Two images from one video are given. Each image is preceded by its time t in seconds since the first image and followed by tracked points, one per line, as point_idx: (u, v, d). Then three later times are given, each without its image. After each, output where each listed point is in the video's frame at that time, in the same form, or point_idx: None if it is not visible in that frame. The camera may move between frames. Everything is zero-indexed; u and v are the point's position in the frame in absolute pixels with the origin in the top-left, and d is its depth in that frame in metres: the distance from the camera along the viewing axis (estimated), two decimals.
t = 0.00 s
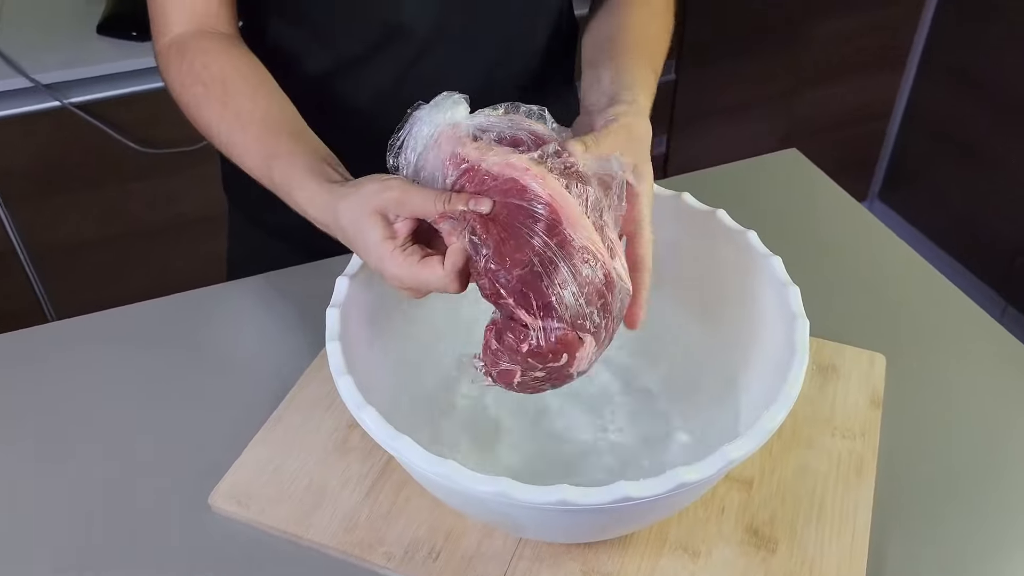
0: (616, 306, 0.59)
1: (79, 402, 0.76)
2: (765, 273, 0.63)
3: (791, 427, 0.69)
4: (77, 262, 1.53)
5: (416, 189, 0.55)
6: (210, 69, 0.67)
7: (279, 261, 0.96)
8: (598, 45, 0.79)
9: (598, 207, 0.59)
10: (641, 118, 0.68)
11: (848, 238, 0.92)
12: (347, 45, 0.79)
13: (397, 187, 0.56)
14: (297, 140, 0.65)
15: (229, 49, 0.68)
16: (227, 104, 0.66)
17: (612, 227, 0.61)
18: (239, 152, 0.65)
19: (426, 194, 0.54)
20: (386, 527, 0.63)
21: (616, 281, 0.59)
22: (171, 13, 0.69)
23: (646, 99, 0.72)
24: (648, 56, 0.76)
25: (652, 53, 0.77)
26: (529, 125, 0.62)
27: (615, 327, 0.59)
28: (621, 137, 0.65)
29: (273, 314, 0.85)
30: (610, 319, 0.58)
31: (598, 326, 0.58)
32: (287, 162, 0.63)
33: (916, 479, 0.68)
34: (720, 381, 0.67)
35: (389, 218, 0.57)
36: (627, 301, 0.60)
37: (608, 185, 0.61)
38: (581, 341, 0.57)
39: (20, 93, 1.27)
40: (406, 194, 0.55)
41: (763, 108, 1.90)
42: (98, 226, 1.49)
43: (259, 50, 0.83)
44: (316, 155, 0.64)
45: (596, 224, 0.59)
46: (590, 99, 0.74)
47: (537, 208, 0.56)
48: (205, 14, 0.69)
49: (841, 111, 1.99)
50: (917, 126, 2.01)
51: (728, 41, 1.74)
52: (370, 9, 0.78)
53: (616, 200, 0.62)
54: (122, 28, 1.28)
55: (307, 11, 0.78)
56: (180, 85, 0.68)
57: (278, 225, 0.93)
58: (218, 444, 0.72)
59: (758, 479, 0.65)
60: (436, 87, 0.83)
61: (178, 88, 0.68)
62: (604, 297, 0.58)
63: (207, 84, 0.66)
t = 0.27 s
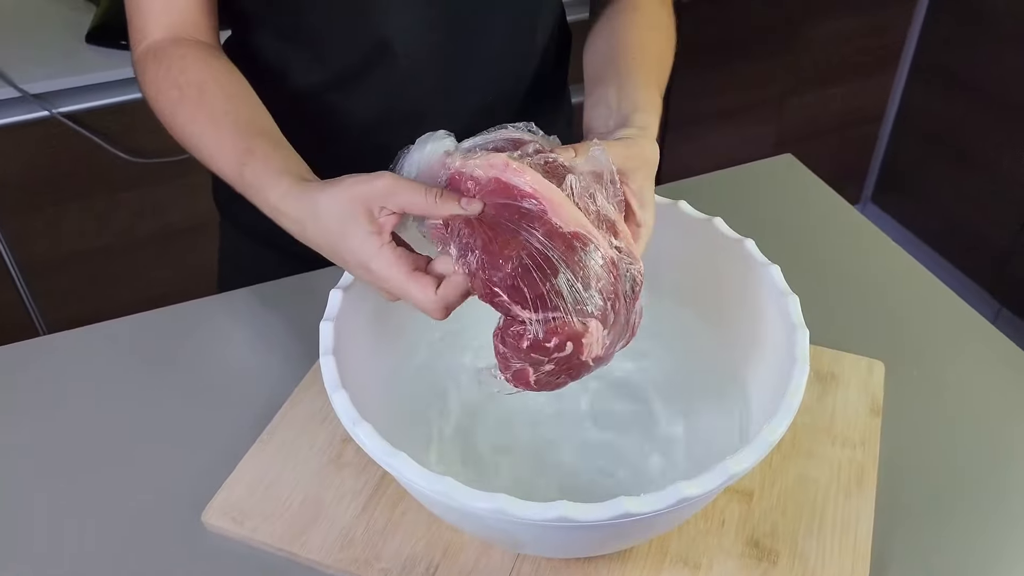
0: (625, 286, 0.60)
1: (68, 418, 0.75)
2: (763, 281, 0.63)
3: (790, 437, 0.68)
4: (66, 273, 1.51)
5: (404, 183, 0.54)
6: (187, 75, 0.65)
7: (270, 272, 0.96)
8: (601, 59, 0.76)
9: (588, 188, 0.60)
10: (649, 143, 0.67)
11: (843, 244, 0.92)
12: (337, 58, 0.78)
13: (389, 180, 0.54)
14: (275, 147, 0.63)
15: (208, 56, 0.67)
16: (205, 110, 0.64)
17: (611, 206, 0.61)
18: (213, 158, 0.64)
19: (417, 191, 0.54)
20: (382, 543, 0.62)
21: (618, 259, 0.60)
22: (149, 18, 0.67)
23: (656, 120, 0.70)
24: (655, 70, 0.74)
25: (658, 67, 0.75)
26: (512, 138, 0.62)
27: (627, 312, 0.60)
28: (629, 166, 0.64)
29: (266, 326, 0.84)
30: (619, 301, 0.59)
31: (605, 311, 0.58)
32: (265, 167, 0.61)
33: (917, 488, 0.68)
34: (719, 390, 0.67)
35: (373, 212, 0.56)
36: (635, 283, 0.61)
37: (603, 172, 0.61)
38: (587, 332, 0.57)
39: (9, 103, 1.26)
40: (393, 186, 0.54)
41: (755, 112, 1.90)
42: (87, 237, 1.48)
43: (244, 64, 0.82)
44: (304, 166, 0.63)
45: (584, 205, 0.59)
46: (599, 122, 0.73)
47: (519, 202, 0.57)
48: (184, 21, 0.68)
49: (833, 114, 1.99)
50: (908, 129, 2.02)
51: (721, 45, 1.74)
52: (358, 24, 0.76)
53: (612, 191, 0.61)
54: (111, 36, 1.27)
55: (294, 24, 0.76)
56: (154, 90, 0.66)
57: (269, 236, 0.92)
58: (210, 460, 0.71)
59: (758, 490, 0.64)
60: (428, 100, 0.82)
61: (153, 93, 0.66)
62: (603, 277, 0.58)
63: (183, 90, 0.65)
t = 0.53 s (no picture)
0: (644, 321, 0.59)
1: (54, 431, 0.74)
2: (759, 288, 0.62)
3: (787, 443, 0.67)
4: (54, 280, 1.50)
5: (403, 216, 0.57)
6: (174, 77, 0.64)
7: (259, 279, 0.94)
8: (598, 63, 0.75)
9: (563, 230, 0.60)
10: (654, 150, 0.67)
11: (837, 246, 0.91)
12: (325, 62, 0.77)
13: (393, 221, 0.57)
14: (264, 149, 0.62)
15: (194, 60, 0.66)
16: (193, 111, 0.62)
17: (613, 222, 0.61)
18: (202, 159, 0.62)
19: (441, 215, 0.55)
20: (373, 555, 0.61)
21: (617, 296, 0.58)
22: (132, 21, 0.66)
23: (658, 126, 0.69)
24: (656, 74, 0.73)
25: (659, 71, 0.74)
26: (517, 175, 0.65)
27: (653, 344, 0.59)
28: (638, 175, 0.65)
29: (256, 334, 0.82)
30: (631, 336, 0.58)
31: (615, 347, 0.57)
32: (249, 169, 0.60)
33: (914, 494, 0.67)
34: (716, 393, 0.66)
35: (385, 245, 0.57)
36: (659, 315, 0.59)
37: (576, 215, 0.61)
38: (601, 374, 0.57)
39: None
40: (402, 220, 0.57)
41: (747, 113, 1.89)
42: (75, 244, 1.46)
43: (231, 69, 0.81)
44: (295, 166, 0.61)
45: (555, 250, 0.59)
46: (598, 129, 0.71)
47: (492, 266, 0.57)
48: (169, 25, 0.67)
49: (825, 115, 1.99)
50: (900, 129, 2.02)
51: (713, 46, 1.73)
52: (343, 25, 0.75)
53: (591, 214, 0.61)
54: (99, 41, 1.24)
55: (280, 27, 0.75)
56: (139, 92, 0.64)
57: (258, 243, 0.91)
58: (198, 472, 0.70)
59: (755, 497, 0.64)
60: (418, 101, 0.80)
61: (137, 95, 0.64)
62: (591, 321, 0.57)
63: (169, 91, 0.63)
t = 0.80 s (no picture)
0: (632, 320, 0.57)
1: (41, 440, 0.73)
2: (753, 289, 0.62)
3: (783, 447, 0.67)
4: (43, 284, 1.49)
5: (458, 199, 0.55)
6: (178, 77, 0.62)
7: (250, 284, 0.93)
8: (588, 70, 0.74)
9: (529, 249, 0.60)
10: (635, 158, 0.65)
11: (833, 246, 0.90)
12: (320, 61, 0.76)
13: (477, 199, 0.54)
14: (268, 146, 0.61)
15: (191, 59, 0.64)
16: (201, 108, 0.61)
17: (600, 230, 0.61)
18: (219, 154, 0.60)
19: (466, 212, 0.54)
20: (365, 566, 0.60)
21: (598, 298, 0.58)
22: (123, 25, 0.64)
23: (641, 131, 0.68)
24: (643, 79, 0.72)
25: (646, 75, 0.72)
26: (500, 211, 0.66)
27: (644, 342, 0.57)
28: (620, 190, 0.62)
29: (245, 339, 0.81)
30: (617, 334, 0.56)
31: (603, 346, 0.56)
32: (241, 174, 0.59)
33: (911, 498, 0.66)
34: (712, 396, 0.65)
35: (439, 231, 0.55)
36: (647, 315, 0.58)
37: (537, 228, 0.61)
38: (592, 375, 0.55)
39: None
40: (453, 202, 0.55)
41: (739, 112, 1.89)
42: (64, 248, 1.45)
43: (224, 67, 0.79)
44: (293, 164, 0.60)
45: (526, 269, 0.60)
46: (582, 138, 0.70)
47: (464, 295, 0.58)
48: (162, 25, 0.65)
49: (816, 113, 1.98)
50: (892, 127, 2.02)
51: (704, 45, 1.72)
52: (336, 23, 0.73)
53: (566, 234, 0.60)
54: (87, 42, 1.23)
55: (274, 27, 0.74)
56: (142, 97, 0.62)
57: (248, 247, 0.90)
58: (188, 482, 0.69)
59: (751, 503, 0.63)
60: (414, 100, 0.79)
61: (141, 101, 0.63)
62: (572, 323, 0.56)
63: (176, 92, 0.62)
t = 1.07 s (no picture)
0: (614, 341, 0.58)
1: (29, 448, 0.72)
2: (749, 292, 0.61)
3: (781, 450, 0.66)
4: (33, 286, 1.47)
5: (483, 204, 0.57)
6: (177, 78, 0.61)
7: (241, 286, 0.92)
8: (577, 73, 0.73)
9: (509, 271, 0.59)
10: (619, 164, 0.63)
11: (829, 246, 0.90)
12: (314, 62, 0.75)
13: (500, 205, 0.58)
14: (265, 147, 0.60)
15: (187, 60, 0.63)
16: (202, 112, 0.59)
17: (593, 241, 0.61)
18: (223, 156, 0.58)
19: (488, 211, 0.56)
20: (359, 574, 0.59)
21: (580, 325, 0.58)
22: (117, 27, 0.63)
23: (627, 135, 0.67)
24: (631, 82, 0.71)
25: (635, 77, 0.71)
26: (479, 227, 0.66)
27: (629, 359, 0.58)
28: (603, 199, 0.60)
29: (236, 343, 0.80)
30: (600, 359, 0.57)
31: (587, 373, 0.56)
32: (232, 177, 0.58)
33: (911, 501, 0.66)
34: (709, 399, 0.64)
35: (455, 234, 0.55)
36: (631, 333, 0.58)
37: (511, 252, 0.60)
38: (579, 405, 0.56)
39: None
40: (473, 208, 0.56)
41: (733, 109, 1.88)
42: (54, 249, 1.44)
43: (218, 64, 0.78)
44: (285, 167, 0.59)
45: (507, 296, 0.59)
46: (569, 143, 0.69)
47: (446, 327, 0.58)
48: (156, 27, 0.64)
49: (810, 110, 1.98)
50: (885, 124, 2.01)
51: (698, 42, 1.71)
52: (329, 23, 0.72)
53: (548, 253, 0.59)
54: (75, 42, 1.21)
55: (264, 27, 0.73)
56: (141, 99, 0.61)
57: (239, 249, 0.89)
58: (178, 490, 0.68)
59: (749, 507, 0.62)
60: (409, 101, 0.79)
61: (140, 102, 0.61)
62: (554, 355, 0.56)
63: (177, 92, 0.60)
